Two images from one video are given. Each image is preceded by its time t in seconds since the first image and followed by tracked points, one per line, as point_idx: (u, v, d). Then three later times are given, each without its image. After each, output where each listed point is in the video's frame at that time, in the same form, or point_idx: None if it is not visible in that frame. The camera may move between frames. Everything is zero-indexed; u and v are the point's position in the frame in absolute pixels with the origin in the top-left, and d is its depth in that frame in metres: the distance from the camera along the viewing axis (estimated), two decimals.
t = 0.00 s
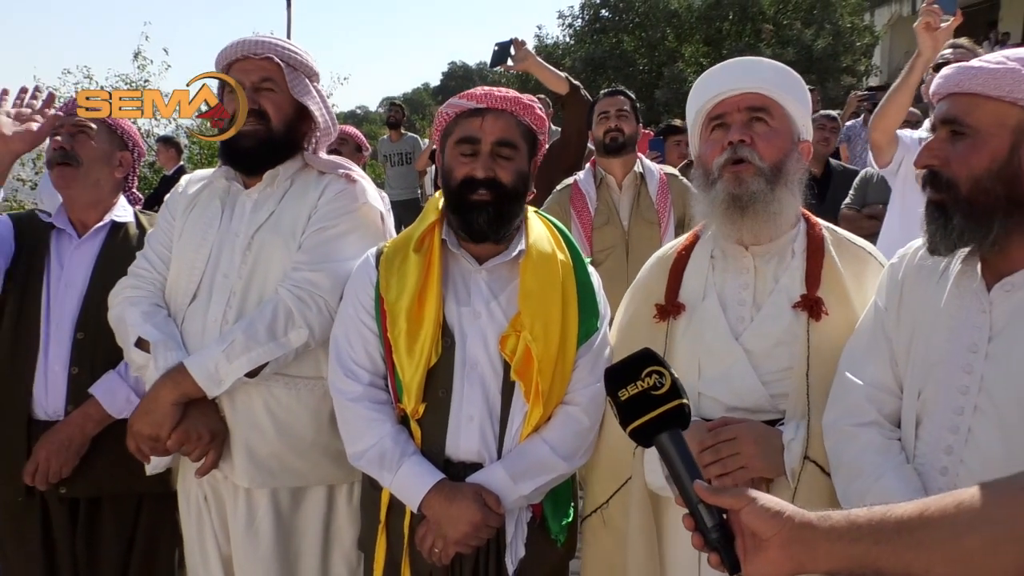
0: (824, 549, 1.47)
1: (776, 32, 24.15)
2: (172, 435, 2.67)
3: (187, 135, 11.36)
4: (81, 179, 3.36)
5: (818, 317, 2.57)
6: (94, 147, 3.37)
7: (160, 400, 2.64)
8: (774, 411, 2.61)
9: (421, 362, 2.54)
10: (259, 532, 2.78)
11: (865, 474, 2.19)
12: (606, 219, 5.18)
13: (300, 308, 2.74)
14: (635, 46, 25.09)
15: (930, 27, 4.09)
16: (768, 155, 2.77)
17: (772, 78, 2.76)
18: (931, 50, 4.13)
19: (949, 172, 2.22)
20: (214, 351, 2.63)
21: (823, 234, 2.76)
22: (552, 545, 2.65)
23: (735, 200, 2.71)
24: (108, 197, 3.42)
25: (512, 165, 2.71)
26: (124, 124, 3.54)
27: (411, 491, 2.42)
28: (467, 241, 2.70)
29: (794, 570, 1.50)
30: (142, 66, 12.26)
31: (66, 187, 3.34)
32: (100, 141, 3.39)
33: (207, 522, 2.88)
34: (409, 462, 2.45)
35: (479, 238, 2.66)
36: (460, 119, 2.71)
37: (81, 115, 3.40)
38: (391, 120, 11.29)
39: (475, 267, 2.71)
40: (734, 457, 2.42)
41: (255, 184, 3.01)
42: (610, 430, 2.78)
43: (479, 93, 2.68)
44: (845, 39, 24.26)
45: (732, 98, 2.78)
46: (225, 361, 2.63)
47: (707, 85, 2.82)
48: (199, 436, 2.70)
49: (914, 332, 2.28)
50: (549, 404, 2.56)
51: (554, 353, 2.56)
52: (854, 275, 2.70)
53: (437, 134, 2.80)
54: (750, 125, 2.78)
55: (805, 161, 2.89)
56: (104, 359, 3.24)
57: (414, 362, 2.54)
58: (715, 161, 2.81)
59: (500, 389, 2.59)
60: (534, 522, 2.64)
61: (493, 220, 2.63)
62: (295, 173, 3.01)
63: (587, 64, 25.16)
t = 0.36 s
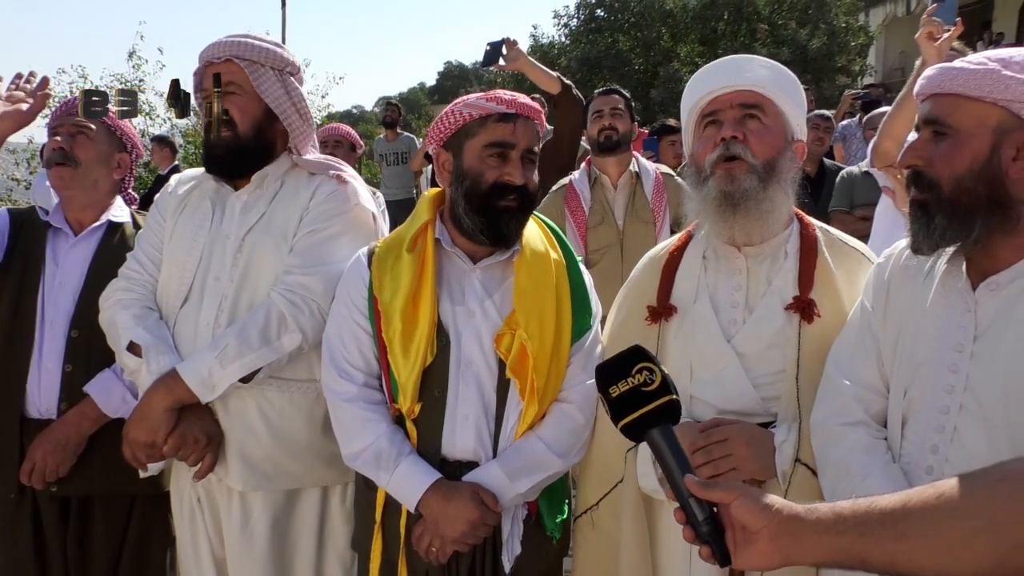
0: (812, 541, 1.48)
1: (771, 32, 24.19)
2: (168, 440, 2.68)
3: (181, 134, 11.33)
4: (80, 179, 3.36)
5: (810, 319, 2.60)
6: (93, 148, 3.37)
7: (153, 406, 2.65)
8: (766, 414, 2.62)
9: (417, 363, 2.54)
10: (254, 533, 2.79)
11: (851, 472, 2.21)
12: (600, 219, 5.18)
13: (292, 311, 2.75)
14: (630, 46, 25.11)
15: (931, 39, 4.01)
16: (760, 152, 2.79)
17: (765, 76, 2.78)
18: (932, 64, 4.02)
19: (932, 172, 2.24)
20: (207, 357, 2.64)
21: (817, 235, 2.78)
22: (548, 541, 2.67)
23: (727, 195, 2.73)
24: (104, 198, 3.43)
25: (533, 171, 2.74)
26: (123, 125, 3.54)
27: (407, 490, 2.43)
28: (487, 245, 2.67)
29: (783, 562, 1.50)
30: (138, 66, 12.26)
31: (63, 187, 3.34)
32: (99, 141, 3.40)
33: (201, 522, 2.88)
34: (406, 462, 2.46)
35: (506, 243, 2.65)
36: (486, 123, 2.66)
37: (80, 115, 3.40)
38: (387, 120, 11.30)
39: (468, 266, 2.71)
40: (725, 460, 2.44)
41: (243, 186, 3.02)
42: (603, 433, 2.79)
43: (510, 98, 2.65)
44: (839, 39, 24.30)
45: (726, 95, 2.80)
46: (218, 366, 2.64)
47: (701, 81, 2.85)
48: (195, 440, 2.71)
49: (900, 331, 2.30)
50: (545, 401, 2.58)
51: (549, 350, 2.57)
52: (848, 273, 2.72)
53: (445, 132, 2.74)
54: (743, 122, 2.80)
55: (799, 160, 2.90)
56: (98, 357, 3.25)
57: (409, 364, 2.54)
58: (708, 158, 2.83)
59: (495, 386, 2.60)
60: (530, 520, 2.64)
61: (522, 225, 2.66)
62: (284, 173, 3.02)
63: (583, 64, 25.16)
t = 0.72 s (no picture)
0: (808, 542, 1.47)
1: (770, 31, 24.18)
2: (155, 443, 2.67)
3: (180, 134, 11.33)
4: (78, 179, 3.35)
5: (801, 320, 2.59)
6: (92, 147, 3.37)
7: (139, 409, 2.65)
8: (756, 415, 2.61)
9: (414, 366, 2.53)
10: (243, 538, 2.79)
11: (847, 473, 2.20)
12: (600, 217, 5.17)
13: (279, 315, 2.73)
14: (629, 45, 25.08)
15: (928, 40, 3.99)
16: (738, 170, 2.73)
17: (740, 87, 2.74)
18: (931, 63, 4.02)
19: (927, 171, 2.25)
20: (193, 360, 2.64)
21: (807, 232, 2.77)
22: (546, 541, 2.67)
23: (706, 216, 2.70)
24: (103, 198, 3.41)
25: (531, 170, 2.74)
26: (122, 125, 3.54)
27: (405, 492, 2.42)
28: (483, 245, 2.66)
29: (781, 562, 1.50)
30: (136, 67, 12.27)
31: (62, 186, 3.33)
32: (99, 141, 3.39)
33: (192, 527, 2.89)
34: (404, 464, 2.45)
35: (502, 244, 2.64)
36: (484, 121, 2.65)
37: (80, 116, 3.41)
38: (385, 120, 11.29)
39: (466, 266, 2.69)
40: (716, 457, 2.42)
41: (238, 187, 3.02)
42: (593, 440, 2.77)
43: (509, 97, 2.63)
44: (838, 37, 24.29)
45: (702, 110, 2.77)
46: (203, 370, 2.64)
47: (679, 94, 2.82)
48: (183, 442, 2.72)
49: (896, 331, 2.30)
50: (542, 403, 2.57)
51: (547, 351, 2.56)
52: (838, 271, 2.71)
53: (442, 131, 2.72)
54: (720, 139, 2.75)
55: (781, 169, 2.86)
56: (94, 358, 3.24)
57: (407, 366, 2.53)
58: (686, 175, 2.80)
59: (492, 388, 2.59)
60: (527, 520, 2.64)
61: (518, 225, 2.64)
62: (279, 172, 3.00)
63: (582, 63, 25.13)
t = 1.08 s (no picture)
0: (787, 540, 1.45)
1: (762, 30, 24.22)
2: (137, 445, 2.67)
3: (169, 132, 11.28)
4: (64, 177, 3.32)
5: (795, 319, 2.59)
6: (78, 145, 3.33)
7: (122, 409, 2.65)
8: (751, 415, 2.61)
9: (398, 366, 2.52)
10: (227, 540, 2.77)
11: (832, 472, 2.20)
12: (592, 214, 5.16)
13: (263, 315, 2.71)
14: (622, 43, 25.08)
15: (920, 42, 4.02)
16: (737, 178, 2.71)
17: (741, 91, 2.73)
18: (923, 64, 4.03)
19: (912, 170, 2.25)
20: (177, 361, 2.62)
21: (803, 231, 2.76)
22: (532, 541, 2.66)
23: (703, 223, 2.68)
24: (88, 197, 3.38)
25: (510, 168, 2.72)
26: (110, 124, 3.51)
27: (390, 493, 2.40)
28: (464, 245, 2.66)
29: (759, 561, 1.48)
30: (126, 64, 12.21)
31: (47, 184, 3.30)
32: (85, 139, 3.36)
33: (176, 529, 2.87)
34: (389, 465, 2.44)
35: (482, 243, 2.63)
36: (461, 120, 2.65)
37: (66, 113, 3.37)
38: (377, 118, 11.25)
39: (450, 266, 2.68)
40: (710, 457, 2.43)
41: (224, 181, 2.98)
42: (590, 436, 2.78)
43: (485, 94, 2.63)
44: (830, 37, 24.34)
45: (703, 114, 2.75)
46: (188, 371, 2.62)
47: (683, 95, 2.80)
48: (164, 444, 2.70)
49: (881, 330, 2.30)
50: (528, 401, 2.56)
51: (532, 351, 2.55)
52: (834, 270, 2.71)
53: (422, 131, 2.72)
54: (721, 145, 2.73)
55: (782, 172, 2.85)
56: (80, 358, 3.22)
57: (392, 366, 2.52)
58: (686, 180, 2.79)
59: (478, 388, 2.58)
60: (513, 521, 2.63)
61: (497, 223, 2.63)
62: (268, 170, 2.98)
63: (575, 61, 25.12)
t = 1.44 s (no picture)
0: (747, 558, 1.45)
1: (742, 29, 24.34)
2: (108, 445, 2.61)
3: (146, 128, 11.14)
4: (32, 171, 3.25)
5: (764, 317, 2.58)
6: (47, 139, 3.25)
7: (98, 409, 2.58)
8: (719, 412, 2.60)
9: (375, 364, 2.48)
10: (203, 539, 2.73)
11: (811, 471, 2.20)
12: (572, 211, 5.15)
13: (245, 309, 2.68)
14: (603, 42, 25.10)
15: (902, 44, 4.01)
16: (710, 180, 2.71)
17: (718, 94, 2.73)
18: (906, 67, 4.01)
19: (891, 170, 2.25)
20: (156, 357, 2.57)
21: (772, 232, 2.76)
22: (510, 540, 2.63)
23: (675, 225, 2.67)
24: (58, 192, 3.32)
25: (487, 164, 2.70)
26: (80, 117, 3.43)
27: (367, 493, 2.37)
28: (438, 242, 2.63)
29: None
30: (103, 59, 12.05)
31: (14, 178, 3.22)
32: (54, 133, 3.27)
33: (151, 528, 2.82)
34: (365, 464, 2.41)
35: (458, 241, 2.61)
36: (436, 116, 2.62)
37: (35, 106, 3.29)
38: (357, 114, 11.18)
39: (426, 264, 2.65)
40: (677, 455, 2.41)
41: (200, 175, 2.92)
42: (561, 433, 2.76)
43: (460, 90, 2.61)
44: (810, 37, 24.50)
45: (679, 115, 2.74)
46: (168, 367, 2.57)
47: (660, 96, 2.79)
48: (135, 445, 2.65)
49: (859, 329, 2.30)
50: (506, 399, 2.54)
51: (510, 349, 2.53)
52: (803, 270, 2.70)
53: (398, 128, 2.69)
54: (695, 147, 2.72)
55: (754, 177, 2.85)
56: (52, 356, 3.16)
57: (368, 364, 2.48)
58: (659, 181, 2.78)
59: (455, 386, 2.56)
60: (491, 519, 2.61)
61: (473, 221, 2.60)
62: (243, 166, 2.92)
63: (556, 59, 25.10)
